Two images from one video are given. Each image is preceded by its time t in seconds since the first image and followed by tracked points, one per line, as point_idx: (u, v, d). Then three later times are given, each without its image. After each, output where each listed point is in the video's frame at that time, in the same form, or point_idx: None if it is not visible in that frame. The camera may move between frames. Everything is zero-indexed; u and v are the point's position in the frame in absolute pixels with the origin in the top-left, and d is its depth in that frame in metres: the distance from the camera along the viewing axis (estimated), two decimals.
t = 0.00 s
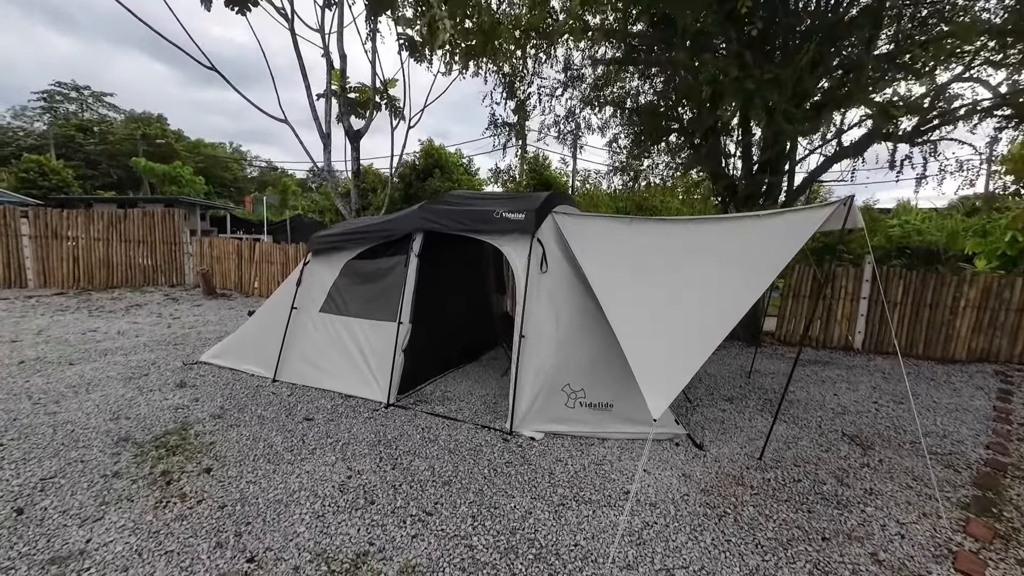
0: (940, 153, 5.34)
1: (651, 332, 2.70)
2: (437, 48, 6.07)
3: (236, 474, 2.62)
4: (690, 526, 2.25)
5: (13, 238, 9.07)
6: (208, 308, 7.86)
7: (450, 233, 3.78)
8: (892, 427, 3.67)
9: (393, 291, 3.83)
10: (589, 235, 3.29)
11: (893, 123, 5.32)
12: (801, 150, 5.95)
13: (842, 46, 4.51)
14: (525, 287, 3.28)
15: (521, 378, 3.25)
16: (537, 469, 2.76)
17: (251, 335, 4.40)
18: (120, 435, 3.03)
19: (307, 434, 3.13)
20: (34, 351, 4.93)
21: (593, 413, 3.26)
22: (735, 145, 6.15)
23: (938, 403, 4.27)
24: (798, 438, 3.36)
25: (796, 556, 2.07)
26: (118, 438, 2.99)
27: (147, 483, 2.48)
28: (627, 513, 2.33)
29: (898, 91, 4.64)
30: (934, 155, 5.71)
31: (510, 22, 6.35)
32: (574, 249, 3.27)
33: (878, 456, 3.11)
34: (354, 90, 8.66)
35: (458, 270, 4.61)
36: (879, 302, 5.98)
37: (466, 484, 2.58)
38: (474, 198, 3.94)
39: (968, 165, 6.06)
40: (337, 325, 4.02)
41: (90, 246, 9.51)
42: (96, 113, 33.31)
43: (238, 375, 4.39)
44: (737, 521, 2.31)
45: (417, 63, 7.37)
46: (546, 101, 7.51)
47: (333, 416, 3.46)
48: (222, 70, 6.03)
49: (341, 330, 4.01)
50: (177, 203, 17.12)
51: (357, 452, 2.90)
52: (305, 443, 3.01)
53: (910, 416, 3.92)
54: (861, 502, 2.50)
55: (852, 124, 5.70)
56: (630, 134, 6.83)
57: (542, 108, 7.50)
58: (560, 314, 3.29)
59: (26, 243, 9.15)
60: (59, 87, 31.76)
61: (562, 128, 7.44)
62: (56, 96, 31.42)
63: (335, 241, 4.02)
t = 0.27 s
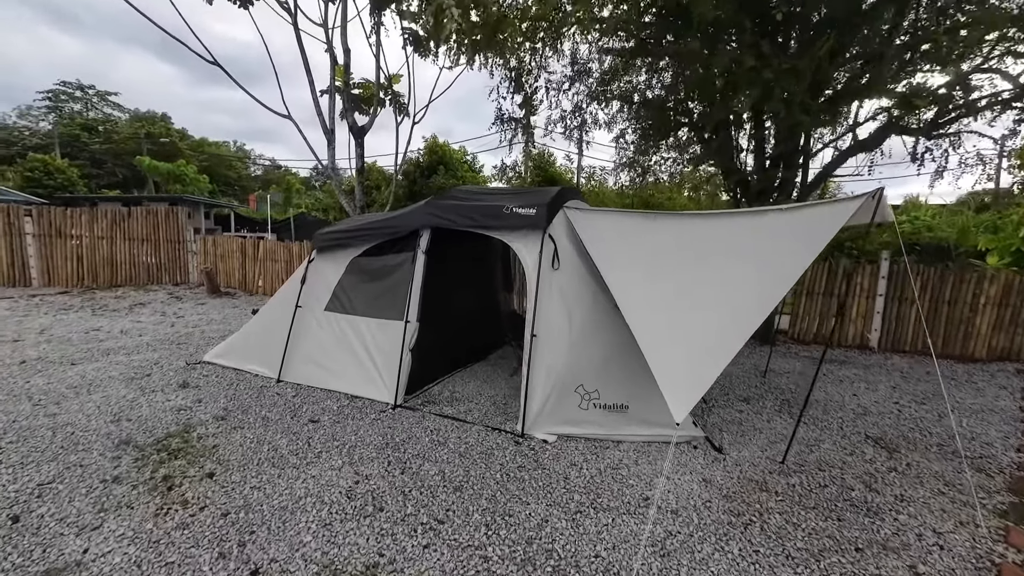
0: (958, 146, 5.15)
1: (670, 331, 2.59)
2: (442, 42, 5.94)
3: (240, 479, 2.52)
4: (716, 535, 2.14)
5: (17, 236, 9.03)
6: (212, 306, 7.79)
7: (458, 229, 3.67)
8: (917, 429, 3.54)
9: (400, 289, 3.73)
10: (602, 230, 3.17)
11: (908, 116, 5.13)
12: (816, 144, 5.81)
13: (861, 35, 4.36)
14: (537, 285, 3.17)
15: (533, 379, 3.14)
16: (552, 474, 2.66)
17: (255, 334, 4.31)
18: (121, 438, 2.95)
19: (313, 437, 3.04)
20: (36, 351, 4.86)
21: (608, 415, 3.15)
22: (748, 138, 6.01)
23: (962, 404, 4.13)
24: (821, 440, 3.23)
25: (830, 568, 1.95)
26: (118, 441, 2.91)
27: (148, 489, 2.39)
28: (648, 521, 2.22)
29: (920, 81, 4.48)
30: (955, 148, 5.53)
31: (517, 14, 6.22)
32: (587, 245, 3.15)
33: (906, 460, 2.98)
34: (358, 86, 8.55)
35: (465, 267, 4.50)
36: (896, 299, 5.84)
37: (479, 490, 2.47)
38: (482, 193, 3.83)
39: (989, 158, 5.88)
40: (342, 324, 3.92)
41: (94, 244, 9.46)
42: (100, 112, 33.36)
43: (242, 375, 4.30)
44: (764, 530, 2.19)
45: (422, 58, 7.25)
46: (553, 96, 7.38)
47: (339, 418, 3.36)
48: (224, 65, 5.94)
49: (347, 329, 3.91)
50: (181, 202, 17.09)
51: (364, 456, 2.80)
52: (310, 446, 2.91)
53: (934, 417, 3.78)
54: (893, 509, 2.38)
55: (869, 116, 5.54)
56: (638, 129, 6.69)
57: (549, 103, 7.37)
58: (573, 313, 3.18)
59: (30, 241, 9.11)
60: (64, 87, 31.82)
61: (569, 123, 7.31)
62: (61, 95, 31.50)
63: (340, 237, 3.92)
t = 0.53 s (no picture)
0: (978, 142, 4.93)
1: (695, 334, 2.47)
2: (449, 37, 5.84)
3: (247, 487, 2.44)
4: (747, 550, 2.03)
5: (23, 236, 9.01)
6: (218, 306, 7.73)
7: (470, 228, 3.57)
8: (946, 434, 3.41)
9: (410, 289, 3.64)
10: (619, 228, 3.05)
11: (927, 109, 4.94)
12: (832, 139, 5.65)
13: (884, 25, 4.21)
14: (552, 285, 3.06)
15: (548, 382, 3.04)
16: (571, 482, 2.55)
17: (261, 335, 4.23)
18: (126, 444, 2.87)
19: (322, 442, 2.95)
20: (41, 352, 4.80)
21: (626, 419, 3.05)
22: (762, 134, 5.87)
23: (990, 407, 3.99)
24: (847, 446, 3.12)
25: None
26: (123, 447, 2.83)
27: (153, 499, 2.31)
28: (674, 535, 2.12)
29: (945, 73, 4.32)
30: (983, 142, 5.32)
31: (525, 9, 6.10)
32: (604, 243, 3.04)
33: (938, 468, 2.86)
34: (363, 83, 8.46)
35: (475, 266, 4.41)
36: (915, 298, 5.69)
37: (495, 499, 2.38)
38: (494, 190, 3.72)
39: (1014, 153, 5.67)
40: (351, 325, 3.83)
41: (100, 244, 9.43)
42: (106, 112, 33.49)
43: (249, 377, 4.22)
44: (798, 544, 2.08)
45: (428, 54, 7.14)
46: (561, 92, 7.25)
47: (349, 422, 3.27)
48: (229, 62, 5.86)
49: (355, 330, 3.82)
50: (186, 201, 17.08)
51: (375, 463, 2.71)
52: (319, 453, 2.82)
53: (962, 422, 3.65)
54: (931, 522, 2.27)
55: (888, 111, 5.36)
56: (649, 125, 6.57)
57: (557, 100, 7.25)
58: (589, 314, 3.07)
59: (36, 241, 9.09)
60: (70, 87, 31.93)
61: (577, 120, 7.18)
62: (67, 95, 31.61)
63: (348, 236, 3.82)
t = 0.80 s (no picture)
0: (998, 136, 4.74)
1: (716, 335, 2.38)
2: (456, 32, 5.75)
3: (254, 492, 2.37)
4: (774, 561, 1.94)
5: (31, 235, 9.02)
6: (223, 305, 7.69)
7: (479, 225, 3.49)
8: (971, 438, 3.30)
9: (418, 288, 3.56)
10: (634, 225, 2.97)
11: (945, 102, 4.76)
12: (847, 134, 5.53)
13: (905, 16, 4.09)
14: (565, 284, 2.97)
15: (561, 384, 2.96)
16: (586, 487, 2.47)
17: (268, 335, 4.17)
18: (131, 446, 2.82)
19: (330, 445, 2.88)
20: (46, 352, 4.77)
21: (641, 422, 2.96)
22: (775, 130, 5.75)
23: (1014, 410, 3.88)
24: (870, 451, 3.02)
25: None
26: (128, 449, 2.77)
27: (158, 504, 2.24)
28: (696, 544, 2.04)
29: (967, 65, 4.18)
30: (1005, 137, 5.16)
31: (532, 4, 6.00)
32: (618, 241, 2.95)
33: (967, 473, 2.76)
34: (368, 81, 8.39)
35: (484, 265, 4.33)
36: (932, 297, 5.56)
37: (509, 506, 2.30)
38: (503, 187, 3.64)
39: None
40: (358, 325, 3.77)
41: (107, 243, 9.43)
42: (113, 112, 33.64)
43: (255, 377, 4.17)
44: (826, 555, 1.99)
45: (434, 51, 7.06)
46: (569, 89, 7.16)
47: (356, 424, 3.21)
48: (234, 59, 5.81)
49: (363, 330, 3.75)
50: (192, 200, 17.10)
51: (384, 467, 2.64)
52: (327, 456, 2.76)
53: (987, 425, 3.53)
54: (965, 532, 2.17)
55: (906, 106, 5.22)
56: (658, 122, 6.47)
57: (565, 96, 7.15)
58: (604, 315, 2.98)
59: (43, 240, 9.10)
60: (77, 87, 32.10)
61: (584, 117, 7.08)
62: (74, 95, 31.78)
63: (354, 235, 3.75)
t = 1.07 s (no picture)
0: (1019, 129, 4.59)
1: (734, 335, 2.29)
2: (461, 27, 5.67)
3: (254, 497, 2.30)
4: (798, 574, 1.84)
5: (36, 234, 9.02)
6: (227, 304, 7.64)
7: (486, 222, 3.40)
8: (996, 442, 3.18)
9: (423, 287, 3.48)
10: (645, 222, 2.87)
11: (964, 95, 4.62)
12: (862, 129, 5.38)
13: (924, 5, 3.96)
14: (574, 283, 2.88)
15: (570, 386, 2.87)
16: (598, 493, 2.38)
17: (270, 335, 4.10)
18: (129, 448, 2.75)
19: (332, 448, 2.81)
20: (48, 351, 4.73)
21: (653, 425, 2.86)
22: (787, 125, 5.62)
23: None
24: (891, 455, 2.90)
25: None
26: (126, 451, 2.71)
27: (155, 509, 2.17)
28: (715, 555, 1.94)
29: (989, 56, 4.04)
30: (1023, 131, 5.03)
31: None
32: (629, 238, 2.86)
33: (994, 480, 2.64)
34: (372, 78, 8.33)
35: (489, 263, 4.24)
36: (950, 295, 5.41)
37: (517, 513, 2.21)
38: (510, 183, 3.54)
39: None
40: (362, 325, 3.69)
41: (111, 241, 9.42)
42: (120, 111, 33.83)
43: (257, 377, 4.10)
44: (853, 568, 1.89)
45: (438, 47, 6.98)
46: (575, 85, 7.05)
47: (359, 426, 3.13)
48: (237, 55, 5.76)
49: (366, 330, 3.67)
50: (197, 199, 17.12)
51: (387, 470, 2.56)
52: (329, 459, 2.68)
53: (1011, 428, 3.41)
54: (999, 543, 2.06)
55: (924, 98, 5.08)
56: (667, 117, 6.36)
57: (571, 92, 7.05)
58: (615, 314, 2.89)
59: (48, 239, 9.09)
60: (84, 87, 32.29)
61: (591, 113, 6.97)
62: (82, 95, 31.99)
63: (358, 232, 3.67)
